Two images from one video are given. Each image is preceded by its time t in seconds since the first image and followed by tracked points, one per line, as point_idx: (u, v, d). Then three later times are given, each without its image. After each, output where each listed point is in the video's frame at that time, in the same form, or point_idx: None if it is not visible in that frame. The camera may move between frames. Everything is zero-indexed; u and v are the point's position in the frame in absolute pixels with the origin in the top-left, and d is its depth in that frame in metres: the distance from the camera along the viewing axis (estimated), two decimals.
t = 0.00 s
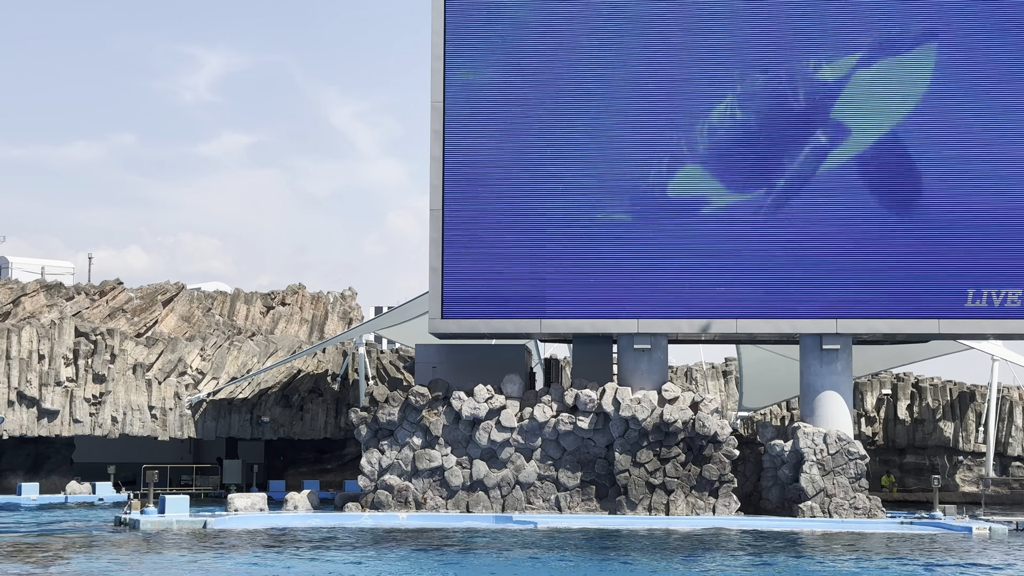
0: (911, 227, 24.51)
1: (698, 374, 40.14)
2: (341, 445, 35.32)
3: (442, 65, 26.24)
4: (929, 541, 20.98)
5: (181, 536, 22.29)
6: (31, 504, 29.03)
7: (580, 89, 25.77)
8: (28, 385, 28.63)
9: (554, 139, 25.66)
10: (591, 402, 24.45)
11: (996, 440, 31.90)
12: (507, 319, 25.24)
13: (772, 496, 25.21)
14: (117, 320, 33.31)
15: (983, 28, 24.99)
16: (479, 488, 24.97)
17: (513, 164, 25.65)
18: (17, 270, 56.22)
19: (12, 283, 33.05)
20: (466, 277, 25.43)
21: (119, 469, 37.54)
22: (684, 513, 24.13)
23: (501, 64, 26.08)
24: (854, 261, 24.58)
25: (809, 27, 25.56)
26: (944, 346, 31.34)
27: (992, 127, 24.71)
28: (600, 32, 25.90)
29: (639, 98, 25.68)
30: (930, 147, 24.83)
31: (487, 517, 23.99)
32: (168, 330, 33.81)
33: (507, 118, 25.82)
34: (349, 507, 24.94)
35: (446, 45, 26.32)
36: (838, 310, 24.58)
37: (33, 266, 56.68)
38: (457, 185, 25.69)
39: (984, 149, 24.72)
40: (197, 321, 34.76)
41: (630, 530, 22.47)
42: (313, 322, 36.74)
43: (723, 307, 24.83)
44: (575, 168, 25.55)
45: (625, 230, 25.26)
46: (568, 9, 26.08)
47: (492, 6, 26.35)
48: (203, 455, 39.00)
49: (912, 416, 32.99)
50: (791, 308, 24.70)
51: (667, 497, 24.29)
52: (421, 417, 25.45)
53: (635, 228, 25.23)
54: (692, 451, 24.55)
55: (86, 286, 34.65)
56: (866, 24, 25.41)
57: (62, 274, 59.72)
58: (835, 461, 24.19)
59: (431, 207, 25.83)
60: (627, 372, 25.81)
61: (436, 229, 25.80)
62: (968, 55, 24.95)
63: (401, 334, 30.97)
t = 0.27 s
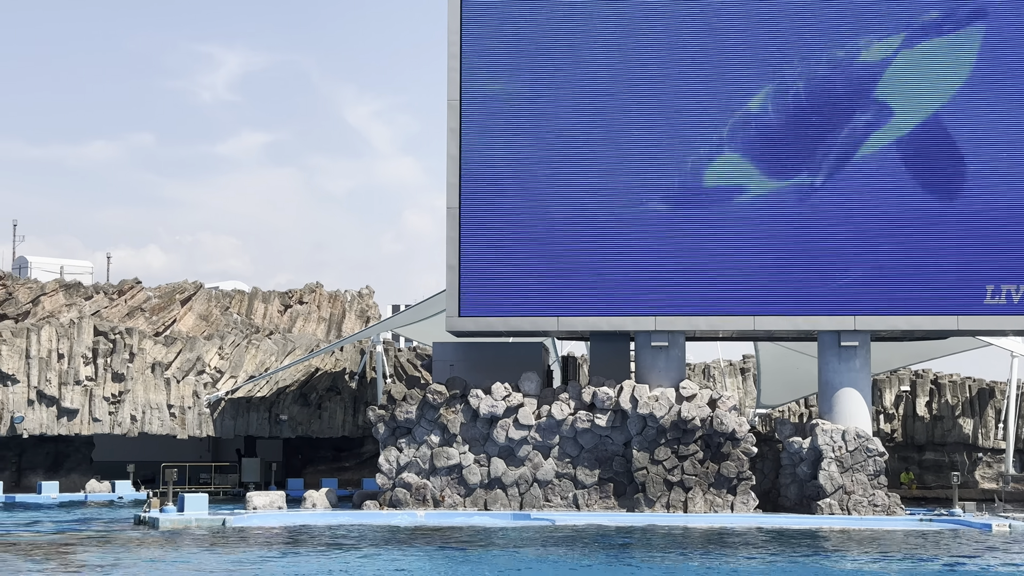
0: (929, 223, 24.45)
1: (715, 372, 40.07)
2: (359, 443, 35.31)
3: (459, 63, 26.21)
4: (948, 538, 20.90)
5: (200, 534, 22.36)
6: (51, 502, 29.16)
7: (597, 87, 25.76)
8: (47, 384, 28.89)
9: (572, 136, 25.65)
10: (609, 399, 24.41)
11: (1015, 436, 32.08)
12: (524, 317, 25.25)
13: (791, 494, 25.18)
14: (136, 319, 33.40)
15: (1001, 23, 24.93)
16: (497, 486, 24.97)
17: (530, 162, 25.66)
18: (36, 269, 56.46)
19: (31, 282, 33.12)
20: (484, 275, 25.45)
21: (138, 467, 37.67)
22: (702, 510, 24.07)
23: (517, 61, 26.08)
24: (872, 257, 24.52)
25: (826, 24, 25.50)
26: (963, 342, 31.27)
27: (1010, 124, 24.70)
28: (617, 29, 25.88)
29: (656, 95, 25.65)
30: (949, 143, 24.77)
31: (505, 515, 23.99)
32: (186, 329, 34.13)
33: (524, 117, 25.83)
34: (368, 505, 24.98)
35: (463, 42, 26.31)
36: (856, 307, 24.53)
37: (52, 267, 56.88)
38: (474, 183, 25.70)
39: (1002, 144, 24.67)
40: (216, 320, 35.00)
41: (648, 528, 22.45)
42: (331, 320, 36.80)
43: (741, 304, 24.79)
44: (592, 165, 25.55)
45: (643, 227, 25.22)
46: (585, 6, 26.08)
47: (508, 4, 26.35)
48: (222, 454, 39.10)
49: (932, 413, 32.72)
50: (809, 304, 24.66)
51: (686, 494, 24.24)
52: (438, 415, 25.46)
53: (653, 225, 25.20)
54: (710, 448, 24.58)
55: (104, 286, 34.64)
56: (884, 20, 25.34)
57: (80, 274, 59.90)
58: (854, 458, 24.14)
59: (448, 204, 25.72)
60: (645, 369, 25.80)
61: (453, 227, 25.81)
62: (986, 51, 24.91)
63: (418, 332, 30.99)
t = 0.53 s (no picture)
0: (952, 218, 24.32)
1: (737, 368, 39.97)
2: (381, 440, 35.26)
3: (478, 61, 26.29)
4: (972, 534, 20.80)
5: (223, 532, 22.48)
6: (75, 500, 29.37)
7: (616, 83, 25.72)
8: (71, 382, 29.14)
9: (591, 134, 25.63)
10: (630, 396, 24.42)
11: None
12: (545, 314, 25.26)
13: (814, 490, 25.16)
14: (159, 318, 33.56)
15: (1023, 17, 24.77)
16: (519, 483, 25.00)
17: (550, 159, 25.65)
18: (60, 268, 56.79)
19: (54, 282, 33.30)
20: (504, 273, 25.47)
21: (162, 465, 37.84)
22: (724, 507, 24.00)
23: (537, 58, 26.07)
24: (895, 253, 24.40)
25: (847, 18, 25.38)
26: (987, 337, 31.09)
27: None
28: (636, 26, 25.84)
29: (676, 91, 25.57)
30: (972, 138, 24.61)
31: (527, 512, 24.01)
32: (208, 327, 34.13)
33: (544, 114, 25.82)
34: (390, 502, 25.05)
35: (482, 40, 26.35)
36: (878, 302, 24.41)
37: (76, 266, 57.18)
38: (494, 181, 25.74)
39: None
40: (238, 318, 35.04)
41: (670, 525, 22.43)
42: (352, 318, 36.84)
43: (763, 301, 24.72)
44: (612, 162, 25.52)
45: (663, 224, 25.17)
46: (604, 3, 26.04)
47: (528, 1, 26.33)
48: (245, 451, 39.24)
49: (955, 409, 32.60)
50: (832, 301, 24.55)
51: (708, 491, 24.19)
52: (460, 413, 25.41)
53: (673, 222, 25.15)
54: (732, 445, 24.46)
55: (127, 284, 34.78)
56: (905, 15, 25.20)
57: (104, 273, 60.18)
58: (877, 455, 24.04)
59: (469, 203, 25.90)
60: (666, 366, 25.73)
61: (474, 225, 25.85)
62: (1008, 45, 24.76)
63: (440, 329, 31.00)
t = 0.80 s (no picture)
0: (979, 213, 24.17)
1: (763, 365, 39.85)
2: (406, 437, 35.31)
3: (502, 58, 26.29)
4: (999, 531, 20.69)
5: (250, 529, 22.58)
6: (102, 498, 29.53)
7: (640, 80, 25.66)
8: (98, 380, 29.32)
9: (615, 131, 25.58)
10: (655, 393, 24.43)
11: None
12: (570, 311, 25.24)
13: (840, 487, 25.07)
14: (184, 316, 33.72)
15: None
16: (544, 480, 25.00)
17: (573, 156, 25.63)
18: (86, 267, 57.12)
19: (81, 281, 33.47)
20: (529, 270, 25.46)
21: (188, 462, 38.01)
22: (750, 504, 23.93)
23: (561, 55, 26.03)
24: (921, 249, 24.26)
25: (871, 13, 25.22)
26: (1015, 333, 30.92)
27: None
28: (660, 22, 25.77)
29: (700, 87, 25.47)
30: (998, 133, 24.46)
31: (552, 509, 24.00)
32: (234, 326, 34.21)
33: (568, 111, 25.80)
34: (415, 500, 25.08)
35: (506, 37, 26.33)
36: (905, 298, 24.29)
37: (103, 264, 57.50)
38: (518, 178, 25.72)
39: None
40: (264, 316, 35.18)
41: (695, 521, 22.39)
42: (376, 316, 36.89)
43: (788, 298, 24.63)
44: (636, 159, 25.47)
45: (688, 220, 25.11)
46: None
47: None
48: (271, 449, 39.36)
49: (982, 405, 32.43)
50: (857, 297, 24.43)
51: (733, 488, 24.12)
52: (485, 410, 25.46)
53: (698, 218, 25.08)
54: (757, 442, 24.39)
55: (153, 283, 34.90)
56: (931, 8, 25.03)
57: (129, 272, 60.40)
58: (904, 451, 23.94)
59: (493, 199, 25.86)
60: (691, 362, 25.66)
61: (498, 222, 25.84)
62: None
63: (465, 327, 31.00)
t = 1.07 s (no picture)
0: (1009, 209, 24.09)
1: (791, 361, 39.76)
2: (435, 435, 35.46)
3: (528, 55, 26.28)
4: None
5: (280, 526, 22.65)
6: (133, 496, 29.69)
7: (667, 75, 25.59)
8: (127, 378, 29.51)
9: (642, 127, 25.54)
10: (683, 389, 24.31)
11: None
12: (597, 308, 25.21)
13: (870, 483, 24.87)
14: (213, 314, 33.87)
15: None
16: (572, 477, 24.98)
17: (600, 153, 25.61)
18: (116, 266, 57.47)
19: (111, 279, 33.61)
20: (556, 267, 25.45)
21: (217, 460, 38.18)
22: (779, 500, 23.90)
23: (587, 52, 25.99)
24: (950, 245, 24.18)
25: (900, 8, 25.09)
26: None
27: None
28: (687, 18, 25.71)
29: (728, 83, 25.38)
30: None
31: (580, 505, 23.98)
32: (262, 324, 34.48)
33: (595, 107, 25.76)
34: (444, 497, 25.10)
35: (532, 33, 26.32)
36: (934, 294, 24.19)
37: (131, 263, 57.78)
38: (545, 175, 25.72)
39: None
40: (292, 314, 35.28)
41: (725, 518, 22.34)
42: (404, 313, 37.00)
43: (817, 294, 24.56)
44: (663, 155, 25.41)
45: (716, 217, 25.02)
46: None
47: None
48: (299, 446, 39.51)
49: (1013, 401, 32.23)
50: (887, 292, 24.32)
51: (762, 484, 24.08)
52: (513, 406, 25.48)
53: (726, 214, 25.01)
54: (786, 438, 24.34)
55: (182, 281, 34.94)
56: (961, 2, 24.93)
57: (158, 271, 60.67)
58: (934, 447, 23.81)
59: (519, 196, 25.87)
60: (719, 359, 25.55)
61: (525, 219, 25.82)
62: None
63: (492, 324, 31.03)
